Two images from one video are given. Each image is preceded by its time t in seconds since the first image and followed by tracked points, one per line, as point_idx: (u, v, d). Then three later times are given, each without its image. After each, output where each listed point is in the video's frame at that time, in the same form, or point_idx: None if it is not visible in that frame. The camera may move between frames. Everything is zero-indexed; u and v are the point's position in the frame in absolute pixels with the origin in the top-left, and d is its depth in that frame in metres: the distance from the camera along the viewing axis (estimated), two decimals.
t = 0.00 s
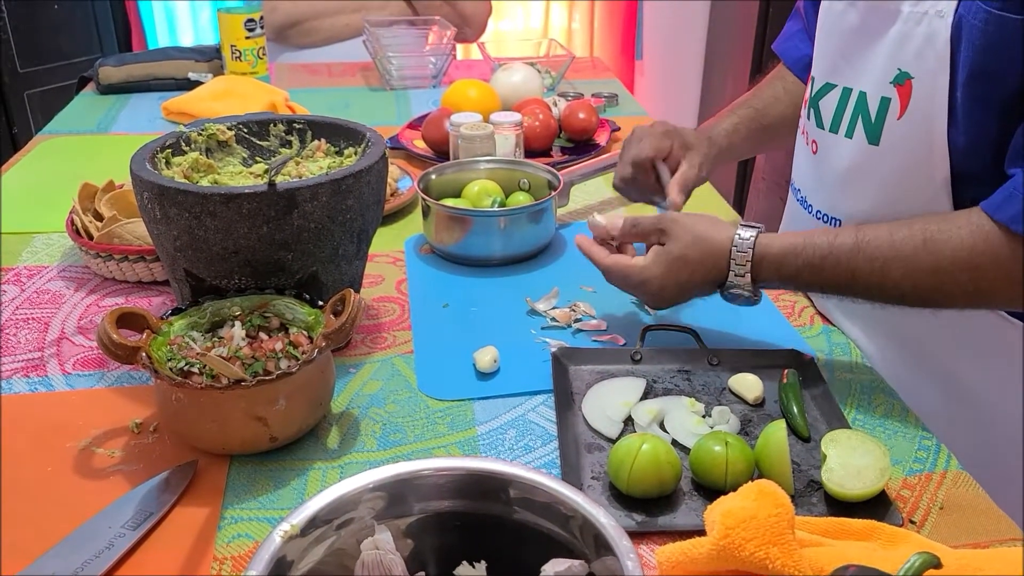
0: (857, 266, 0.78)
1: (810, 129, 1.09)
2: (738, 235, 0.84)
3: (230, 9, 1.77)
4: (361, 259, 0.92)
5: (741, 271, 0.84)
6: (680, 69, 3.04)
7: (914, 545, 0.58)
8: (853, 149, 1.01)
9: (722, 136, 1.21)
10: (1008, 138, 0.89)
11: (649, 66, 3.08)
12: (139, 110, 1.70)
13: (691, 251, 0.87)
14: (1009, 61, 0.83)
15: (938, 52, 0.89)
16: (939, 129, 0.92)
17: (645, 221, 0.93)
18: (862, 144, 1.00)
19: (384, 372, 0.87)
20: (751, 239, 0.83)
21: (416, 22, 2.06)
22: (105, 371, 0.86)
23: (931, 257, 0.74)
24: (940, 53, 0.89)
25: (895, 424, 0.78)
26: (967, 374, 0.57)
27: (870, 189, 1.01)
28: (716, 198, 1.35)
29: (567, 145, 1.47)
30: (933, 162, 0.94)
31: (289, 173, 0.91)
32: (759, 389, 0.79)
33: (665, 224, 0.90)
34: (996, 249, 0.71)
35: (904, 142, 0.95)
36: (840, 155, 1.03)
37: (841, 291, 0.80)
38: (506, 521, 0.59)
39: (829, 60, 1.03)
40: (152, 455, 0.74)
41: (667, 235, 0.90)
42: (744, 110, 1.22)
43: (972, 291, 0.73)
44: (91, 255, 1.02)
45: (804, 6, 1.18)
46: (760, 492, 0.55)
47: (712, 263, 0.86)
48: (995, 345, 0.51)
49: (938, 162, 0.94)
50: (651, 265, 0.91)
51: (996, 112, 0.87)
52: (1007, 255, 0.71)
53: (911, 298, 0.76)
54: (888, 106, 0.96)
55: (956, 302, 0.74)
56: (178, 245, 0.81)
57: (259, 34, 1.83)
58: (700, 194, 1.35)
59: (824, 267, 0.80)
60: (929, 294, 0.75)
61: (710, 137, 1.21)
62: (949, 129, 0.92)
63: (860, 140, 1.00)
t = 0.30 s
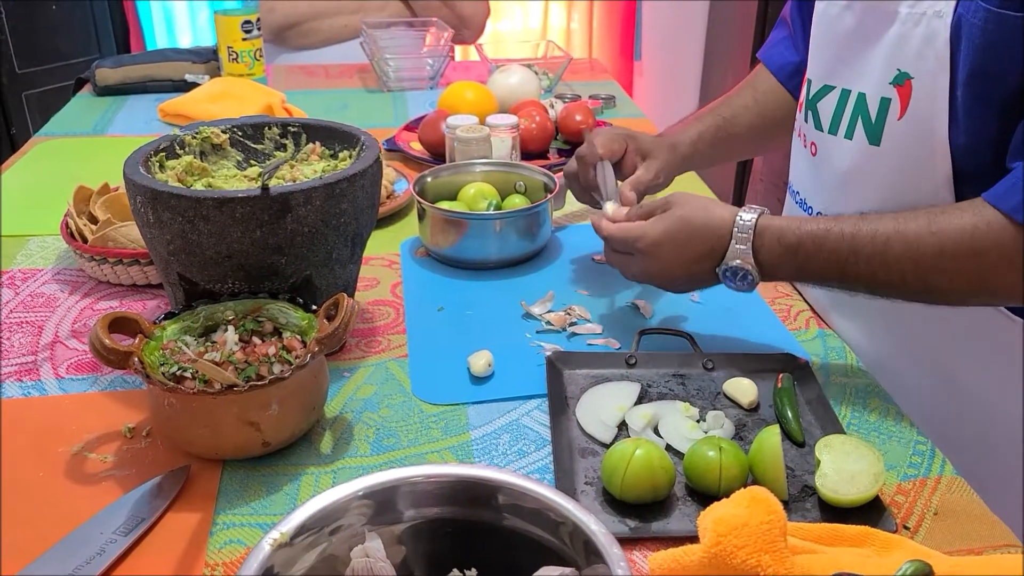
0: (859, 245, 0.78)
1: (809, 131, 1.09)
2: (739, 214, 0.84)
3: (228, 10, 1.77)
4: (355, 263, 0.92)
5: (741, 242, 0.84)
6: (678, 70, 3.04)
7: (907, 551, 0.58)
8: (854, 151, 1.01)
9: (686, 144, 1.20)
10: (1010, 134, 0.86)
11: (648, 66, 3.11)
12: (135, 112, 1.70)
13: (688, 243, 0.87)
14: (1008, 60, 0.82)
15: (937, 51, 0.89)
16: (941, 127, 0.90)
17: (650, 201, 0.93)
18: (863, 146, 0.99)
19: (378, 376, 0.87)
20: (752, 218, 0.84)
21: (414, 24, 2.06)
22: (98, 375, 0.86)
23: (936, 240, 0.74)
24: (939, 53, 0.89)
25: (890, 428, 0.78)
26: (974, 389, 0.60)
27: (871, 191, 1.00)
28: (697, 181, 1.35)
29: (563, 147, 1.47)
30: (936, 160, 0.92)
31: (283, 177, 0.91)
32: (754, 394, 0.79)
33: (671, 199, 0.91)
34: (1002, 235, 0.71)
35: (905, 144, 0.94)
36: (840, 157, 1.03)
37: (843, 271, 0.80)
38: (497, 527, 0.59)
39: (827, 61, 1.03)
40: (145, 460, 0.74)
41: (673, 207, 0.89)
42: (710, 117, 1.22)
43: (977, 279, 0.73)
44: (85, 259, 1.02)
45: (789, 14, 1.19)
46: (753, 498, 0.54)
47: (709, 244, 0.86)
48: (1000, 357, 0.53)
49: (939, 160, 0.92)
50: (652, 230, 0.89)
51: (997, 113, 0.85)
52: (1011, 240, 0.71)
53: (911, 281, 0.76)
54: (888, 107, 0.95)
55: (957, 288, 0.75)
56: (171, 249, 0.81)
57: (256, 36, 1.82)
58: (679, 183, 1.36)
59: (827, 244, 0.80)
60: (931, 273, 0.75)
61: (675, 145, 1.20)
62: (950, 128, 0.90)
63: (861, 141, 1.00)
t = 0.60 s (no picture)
0: (852, 232, 0.78)
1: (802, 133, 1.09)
2: (737, 196, 0.83)
3: (223, 13, 1.76)
4: (347, 267, 0.92)
5: (741, 228, 0.83)
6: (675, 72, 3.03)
7: (896, 558, 0.58)
8: (847, 153, 1.01)
9: (682, 148, 1.22)
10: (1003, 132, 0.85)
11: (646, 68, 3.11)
12: (131, 114, 1.70)
13: (681, 244, 0.87)
14: (1000, 56, 0.80)
15: (929, 52, 0.89)
16: (932, 124, 0.90)
17: (645, 191, 0.92)
18: (855, 147, 1.00)
19: (369, 380, 0.87)
20: (752, 197, 0.83)
21: (410, 26, 2.06)
22: (89, 380, 0.86)
23: (926, 228, 0.74)
24: (930, 53, 0.88)
25: (881, 433, 0.78)
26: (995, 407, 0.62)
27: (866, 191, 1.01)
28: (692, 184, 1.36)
29: (558, 149, 1.47)
30: (929, 158, 0.92)
31: (275, 180, 0.91)
32: (745, 398, 0.79)
33: (666, 190, 0.89)
34: (992, 224, 0.72)
35: (896, 145, 0.95)
36: (834, 157, 1.03)
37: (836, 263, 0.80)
38: (483, 534, 0.59)
39: (819, 64, 1.03)
40: (135, 465, 0.74)
41: (668, 202, 0.88)
42: (704, 122, 1.22)
43: (971, 264, 0.74)
44: (77, 262, 1.02)
45: (782, 21, 1.21)
46: (740, 505, 0.55)
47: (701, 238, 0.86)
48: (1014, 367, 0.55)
49: (933, 158, 0.92)
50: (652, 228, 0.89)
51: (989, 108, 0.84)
52: (1001, 229, 0.71)
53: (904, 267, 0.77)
54: (881, 107, 0.96)
55: (949, 277, 0.75)
56: (162, 253, 0.81)
57: (252, 38, 1.82)
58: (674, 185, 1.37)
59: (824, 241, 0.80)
60: (921, 262, 0.75)
61: (671, 147, 1.22)
62: (942, 126, 0.89)
63: (853, 142, 1.00)
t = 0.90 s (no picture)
0: (837, 237, 0.78)
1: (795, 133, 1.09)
2: (722, 207, 0.83)
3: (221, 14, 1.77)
4: (344, 270, 0.92)
5: (730, 241, 0.83)
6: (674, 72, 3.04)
7: (890, 561, 0.58)
8: (837, 154, 1.02)
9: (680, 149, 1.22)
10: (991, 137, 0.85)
11: (645, 68, 3.11)
12: (129, 116, 1.70)
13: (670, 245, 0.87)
14: (987, 57, 0.80)
15: (919, 54, 0.88)
16: (921, 125, 0.90)
17: (626, 208, 0.91)
18: (847, 148, 1.00)
19: (366, 383, 0.87)
20: (736, 208, 0.82)
21: (409, 27, 2.07)
22: (86, 382, 0.86)
23: (907, 236, 0.75)
24: (920, 55, 0.88)
25: (877, 436, 0.78)
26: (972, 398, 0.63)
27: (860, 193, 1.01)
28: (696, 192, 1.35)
29: (556, 151, 1.47)
30: (919, 161, 0.92)
31: (271, 183, 0.91)
32: (741, 401, 0.79)
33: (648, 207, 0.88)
34: (974, 229, 0.72)
35: (886, 145, 0.95)
36: (826, 158, 1.04)
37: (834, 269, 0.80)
38: (477, 538, 0.59)
39: (812, 65, 1.03)
40: (131, 468, 0.74)
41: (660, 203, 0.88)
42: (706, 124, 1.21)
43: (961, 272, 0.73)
44: (75, 264, 1.02)
45: (783, 20, 1.21)
46: (734, 508, 0.55)
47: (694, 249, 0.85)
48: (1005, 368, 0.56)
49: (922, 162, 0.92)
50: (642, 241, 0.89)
51: (976, 110, 0.83)
52: (983, 235, 0.72)
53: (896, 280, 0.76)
54: (871, 109, 0.96)
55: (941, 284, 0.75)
56: (158, 256, 0.81)
57: (250, 40, 1.82)
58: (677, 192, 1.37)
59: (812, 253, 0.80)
60: (905, 272, 0.75)
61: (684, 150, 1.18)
62: (932, 128, 0.89)
63: (845, 143, 1.01)
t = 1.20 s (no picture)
0: (842, 245, 0.78)
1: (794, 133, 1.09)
2: (726, 219, 0.84)
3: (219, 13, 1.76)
4: (339, 268, 0.91)
5: (729, 251, 0.83)
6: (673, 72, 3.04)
7: (885, 561, 0.57)
8: (836, 154, 1.01)
9: (679, 148, 1.21)
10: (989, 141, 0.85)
11: (644, 67, 3.11)
12: (127, 115, 1.70)
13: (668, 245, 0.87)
14: (988, 58, 0.80)
15: (918, 55, 0.88)
16: (920, 127, 0.90)
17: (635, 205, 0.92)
18: (846, 149, 1.00)
19: (361, 382, 0.87)
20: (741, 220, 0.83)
21: (407, 27, 2.06)
22: (81, 381, 0.85)
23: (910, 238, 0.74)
24: (919, 55, 0.88)
25: (873, 435, 0.78)
26: (964, 403, 0.62)
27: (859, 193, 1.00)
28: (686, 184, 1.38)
29: (553, 150, 1.46)
30: (917, 162, 0.92)
31: (266, 182, 0.90)
32: (737, 401, 0.79)
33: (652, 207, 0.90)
34: (985, 244, 0.71)
35: (885, 145, 0.95)
36: (825, 158, 1.03)
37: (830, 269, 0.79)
38: (469, 537, 0.59)
39: (811, 66, 1.04)
40: (125, 467, 0.73)
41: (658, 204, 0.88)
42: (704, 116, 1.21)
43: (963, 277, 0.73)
44: (71, 263, 1.02)
45: (780, 16, 1.21)
46: (728, 508, 0.55)
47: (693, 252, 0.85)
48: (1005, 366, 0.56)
49: (921, 165, 0.92)
50: (637, 240, 0.89)
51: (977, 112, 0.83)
52: (995, 247, 0.70)
53: (897, 283, 0.76)
54: (871, 109, 0.96)
55: (942, 286, 0.74)
56: (153, 255, 0.81)
57: (248, 39, 1.82)
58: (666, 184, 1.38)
59: (811, 257, 0.80)
60: (908, 277, 0.75)
61: (665, 141, 1.21)
62: (932, 130, 0.89)
63: (845, 143, 1.00)
